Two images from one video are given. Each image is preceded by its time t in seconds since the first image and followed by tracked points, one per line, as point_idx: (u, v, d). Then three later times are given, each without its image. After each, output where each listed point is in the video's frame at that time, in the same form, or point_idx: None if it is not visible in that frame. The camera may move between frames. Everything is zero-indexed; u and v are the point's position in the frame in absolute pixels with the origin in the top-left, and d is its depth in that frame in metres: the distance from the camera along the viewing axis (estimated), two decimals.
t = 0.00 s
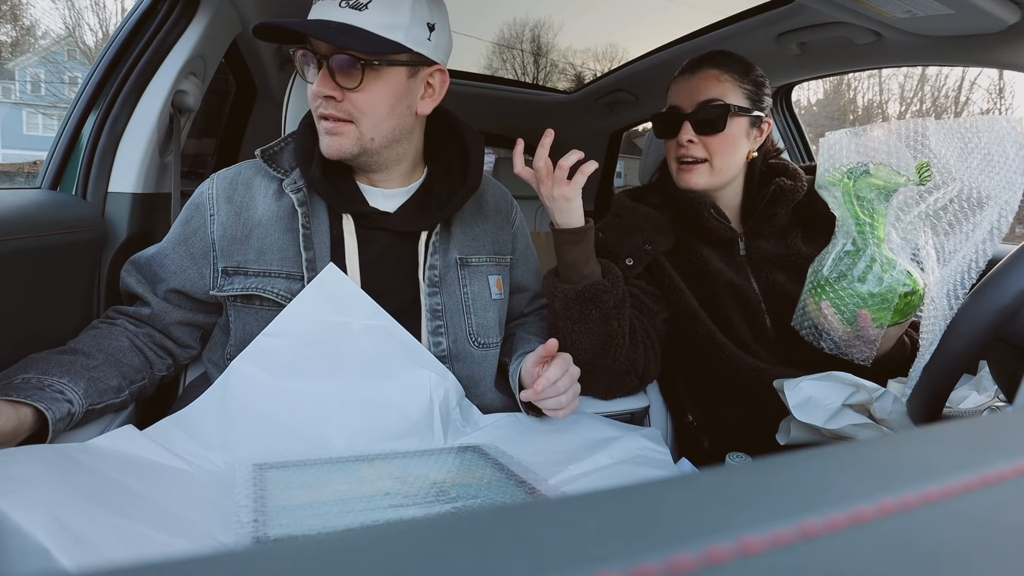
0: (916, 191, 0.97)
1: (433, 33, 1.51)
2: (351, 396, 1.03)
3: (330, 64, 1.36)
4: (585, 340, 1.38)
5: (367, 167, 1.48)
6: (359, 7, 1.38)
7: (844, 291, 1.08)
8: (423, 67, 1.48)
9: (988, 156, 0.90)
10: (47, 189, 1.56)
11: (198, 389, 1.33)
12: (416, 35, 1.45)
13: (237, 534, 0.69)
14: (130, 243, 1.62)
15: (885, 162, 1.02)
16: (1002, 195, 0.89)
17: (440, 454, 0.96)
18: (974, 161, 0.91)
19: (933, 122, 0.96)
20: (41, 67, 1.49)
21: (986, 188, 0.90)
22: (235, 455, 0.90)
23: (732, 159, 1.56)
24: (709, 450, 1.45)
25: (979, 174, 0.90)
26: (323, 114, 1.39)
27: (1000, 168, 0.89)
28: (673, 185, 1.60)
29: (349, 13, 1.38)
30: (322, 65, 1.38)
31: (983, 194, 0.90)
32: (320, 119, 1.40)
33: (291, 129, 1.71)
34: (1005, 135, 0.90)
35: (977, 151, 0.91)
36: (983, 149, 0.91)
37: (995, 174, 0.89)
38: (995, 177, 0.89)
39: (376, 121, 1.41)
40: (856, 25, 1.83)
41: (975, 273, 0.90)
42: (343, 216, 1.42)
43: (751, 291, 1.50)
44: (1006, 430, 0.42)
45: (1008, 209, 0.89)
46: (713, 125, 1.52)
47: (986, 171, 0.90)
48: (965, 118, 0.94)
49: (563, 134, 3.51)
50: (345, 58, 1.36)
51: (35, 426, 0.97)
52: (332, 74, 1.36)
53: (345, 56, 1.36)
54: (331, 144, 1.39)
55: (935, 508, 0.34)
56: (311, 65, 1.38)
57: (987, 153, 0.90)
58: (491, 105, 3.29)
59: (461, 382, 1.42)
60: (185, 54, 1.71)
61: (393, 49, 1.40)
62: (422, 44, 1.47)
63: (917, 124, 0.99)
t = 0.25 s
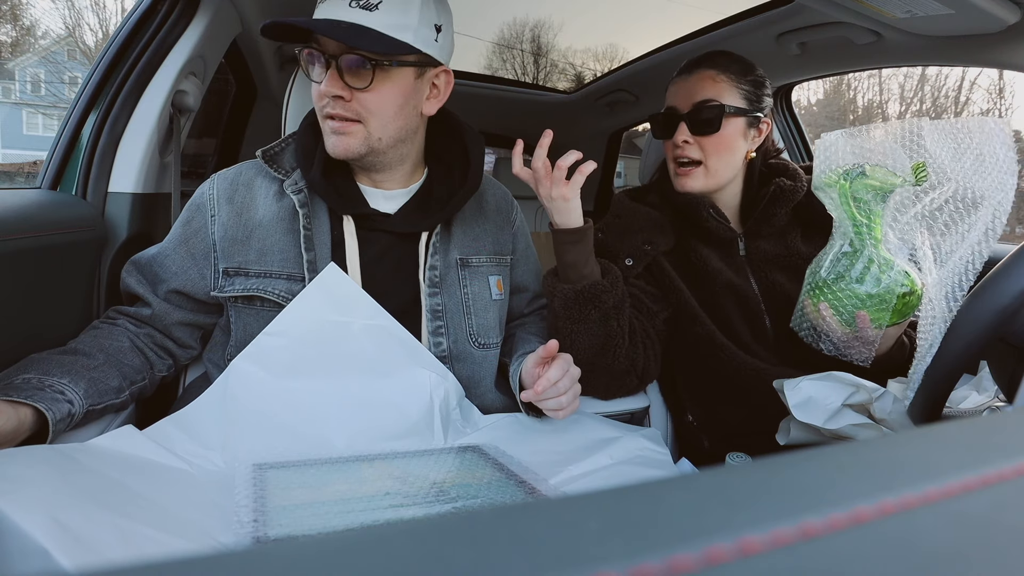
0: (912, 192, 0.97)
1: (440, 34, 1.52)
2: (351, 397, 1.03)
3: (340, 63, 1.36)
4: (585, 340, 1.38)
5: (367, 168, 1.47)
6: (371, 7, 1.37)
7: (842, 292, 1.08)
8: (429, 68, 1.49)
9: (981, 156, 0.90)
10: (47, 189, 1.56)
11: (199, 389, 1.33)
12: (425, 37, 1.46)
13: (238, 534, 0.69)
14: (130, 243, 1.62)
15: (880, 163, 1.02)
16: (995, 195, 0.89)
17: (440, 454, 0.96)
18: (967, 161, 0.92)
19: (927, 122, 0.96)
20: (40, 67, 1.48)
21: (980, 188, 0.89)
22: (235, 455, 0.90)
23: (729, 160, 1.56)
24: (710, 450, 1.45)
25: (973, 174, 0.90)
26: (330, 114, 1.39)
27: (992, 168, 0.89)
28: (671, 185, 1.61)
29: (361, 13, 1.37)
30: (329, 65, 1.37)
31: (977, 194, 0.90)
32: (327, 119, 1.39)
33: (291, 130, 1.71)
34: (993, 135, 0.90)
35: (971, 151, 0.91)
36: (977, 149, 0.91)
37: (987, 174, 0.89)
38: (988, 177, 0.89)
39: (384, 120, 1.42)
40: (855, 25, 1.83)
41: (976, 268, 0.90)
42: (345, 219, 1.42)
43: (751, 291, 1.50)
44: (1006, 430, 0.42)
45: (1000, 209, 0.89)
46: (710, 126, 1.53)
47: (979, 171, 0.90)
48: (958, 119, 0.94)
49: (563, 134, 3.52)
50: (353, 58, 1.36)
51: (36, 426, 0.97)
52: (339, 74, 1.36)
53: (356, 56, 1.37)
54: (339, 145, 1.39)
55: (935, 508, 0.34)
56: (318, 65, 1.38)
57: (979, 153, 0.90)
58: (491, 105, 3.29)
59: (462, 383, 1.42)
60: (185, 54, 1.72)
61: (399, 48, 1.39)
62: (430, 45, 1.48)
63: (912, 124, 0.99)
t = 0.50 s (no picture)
0: (917, 192, 0.97)
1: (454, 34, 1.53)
2: (351, 398, 1.03)
3: (388, 67, 1.35)
4: (584, 340, 1.38)
5: (371, 168, 1.47)
6: None
7: (844, 292, 1.08)
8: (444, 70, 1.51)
9: (990, 159, 0.90)
10: (47, 189, 1.56)
11: (199, 389, 1.33)
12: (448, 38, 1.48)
13: (238, 534, 0.69)
14: (130, 243, 1.62)
15: (886, 163, 1.02)
16: (1004, 199, 0.89)
17: (440, 454, 0.96)
18: (976, 164, 0.91)
19: (933, 123, 0.96)
20: (40, 67, 1.48)
21: (987, 191, 0.90)
22: (235, 455, 0.91)
23: (728, 160, 1.56)
24: (710, 450, 1.45)
25: (980, 177, 0.90)
26: (364, 117, 1.38)
27: (1002, 172, 0.89)
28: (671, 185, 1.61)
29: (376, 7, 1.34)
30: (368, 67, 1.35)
31: (985, 197, 0.90)
32: (359, 122, 1.38)
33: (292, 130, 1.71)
34: (1010, 140, 0.89)
35: (979, 154, 0.91)
36: (984, 152, 0.91)
37: (996, 178, 0.89)
38: (998, 181, 0.89)
39: (422, 123, 1.44)
40: (855, 25, 1.83)
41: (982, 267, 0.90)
42: (341, 221, 1.42)
43: (751, 291, 1.50)
44: (1006, 430, 0.42)
45: (1009, 214, 0.89)
46: (711, 126, 1.53)
47: (988, 174, 0.90)
48: (965, 120, 0.94)
49: (563, 134, 3.51)
50: (401, 65, 1.36)
51: (36, 426, 0.97)
52: (386, 80, 1.35)
53: (406, 60, 1.36)
54: (375, 150, 1.39)
55: (935, 507, 0.34)
56: (356, 66, 1.35)
57: (990, 156, 0.90)
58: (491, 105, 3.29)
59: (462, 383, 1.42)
60: (185, 54, 1.72)
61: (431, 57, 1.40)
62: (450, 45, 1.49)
63: (919, 125, 1.00)
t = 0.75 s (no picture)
0: (917, 192, 0.97)
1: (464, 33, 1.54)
2: (351, 399, 1.03)
3: (401, 69, 1.35)
4: (584, 340, 1.38)
5: (374, 168, 1.47)
6: None
7: (844, 292, 1.08)
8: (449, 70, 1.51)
9: (989, 159, 0.90)
10: (47, 189, 1.56)
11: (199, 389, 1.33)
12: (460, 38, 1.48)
13: (238, 534, 0.69)
14: (130, 243, 1.63)
15: (885, 163, 1.02)
16: (1003, 199, 0.89)
17: (440, 454, 0.96)
18: (975, 164, 0.91)
19: (932, 123, 0.96)
20: (41, 67, 1.48)
21: (985, 191, 0.89)
22: (236, 455, 0.91)
23: (728, 160, 1.56)
24: (709, 449, 1.45)
25: (979, 177, 0.90)
26: (375, 117, 1.38)
27: (1002, 171, 0.89)
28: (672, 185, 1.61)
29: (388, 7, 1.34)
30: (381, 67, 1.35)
31: (984, 197, 0.90)
32: (369, 121, 1.38)
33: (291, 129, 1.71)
34: (1008, 140, 0.89)
35: (977, 154, 0.91)
36: (983, 151, 0.91)
37: (995, 177, 0.89)
38: (998, 180, 0.89)
39: (432, 123, 1.44)
40: (855, 25, 1.83)
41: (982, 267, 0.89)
42: (341, 223, 1.42)
43: (751, 291, 1.50)
44: (1006, 430, 0.42)
45: (1009, 214, 0.88)
46: (711, 126, 1.53)
47: (987, 174, 0.90)
48: (964, 120, 0.94)
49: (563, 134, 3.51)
50: (416, 65, 1.37)
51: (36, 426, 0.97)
52: (399, 80, 1.35)
53: (419, 61, 1.36)
54: (385, 149, 1.39)
55: (935, 507, 0.34)
56: (369, 65, 1.35)
57: (988, 156, 0.90)
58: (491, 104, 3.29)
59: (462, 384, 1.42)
60: (185, 54, 1.72)
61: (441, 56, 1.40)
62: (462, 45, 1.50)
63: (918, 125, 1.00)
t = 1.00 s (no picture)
0: (916, 191, 0.98)
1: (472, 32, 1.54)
2: (351, 399, 1.03)
3: (404, 69, 1.36)
4: (584, 340, 1.38)
5: (374, 168, 1.47)
6: None
7: (845, 292, 1.08)
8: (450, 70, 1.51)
9: (988, 158, 0.90)
10: (47, 189, 1.56)
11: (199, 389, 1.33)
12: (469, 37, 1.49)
13: (238, 534, 0.69)
14: (130, 243, 1.62)
15: (884, 162, 1.02)
16: (1001, 197, 0.89)
17: (440, 454, 0.96)
18: (973, 162, 0.91)
19: (932, 121, 0.96)
20: (41, 67, 1.48)
21: (984, 190, 0.90)
22: (236, 455, 0.91)
23: (729, 160, 1.57)
24: (710, 449, 1.45)
25: (977, 176, 0.90)
26: (377, 115, 1.38)
27: (1001, 170, 0.89)
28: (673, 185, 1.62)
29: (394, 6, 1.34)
30: (384, 66, 1.36)
31: (983, 196, 0.90)
32: (371, 120, 1.38)
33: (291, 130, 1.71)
34: (1002, 138, 0.90)
35: (976, 152, 0.91)
36: (981, 149, 0.91)
37: (993, 177, 0.89)
38: (997, 179, 0.89)
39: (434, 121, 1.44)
40: (855, 25, 1.83)
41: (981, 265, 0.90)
42: (342, 225, 1.42)
43: (751, 290, 1.50)
44: (1007, 430, 0.42)
45: (1006, 212, 0.89)
46: (711, 126, 1.53)
47: (986, 173, 0.90)
48: (963, 119, 0.94)
49: (563, 134, 3.51)
50: (418, 65, 1.37)
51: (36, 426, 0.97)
52: (401, 80, 1.35)
53: (423, 60, 1.36)
54: (387, 148, 1.39)
55: (935, 507, 0.34)
56: (373, 64, 1.35)
57: (987, 155, 0.90)
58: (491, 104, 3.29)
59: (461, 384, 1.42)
60: (185, 54, 1.72)
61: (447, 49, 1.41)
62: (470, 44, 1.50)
63: (917, 124, 0.99)
